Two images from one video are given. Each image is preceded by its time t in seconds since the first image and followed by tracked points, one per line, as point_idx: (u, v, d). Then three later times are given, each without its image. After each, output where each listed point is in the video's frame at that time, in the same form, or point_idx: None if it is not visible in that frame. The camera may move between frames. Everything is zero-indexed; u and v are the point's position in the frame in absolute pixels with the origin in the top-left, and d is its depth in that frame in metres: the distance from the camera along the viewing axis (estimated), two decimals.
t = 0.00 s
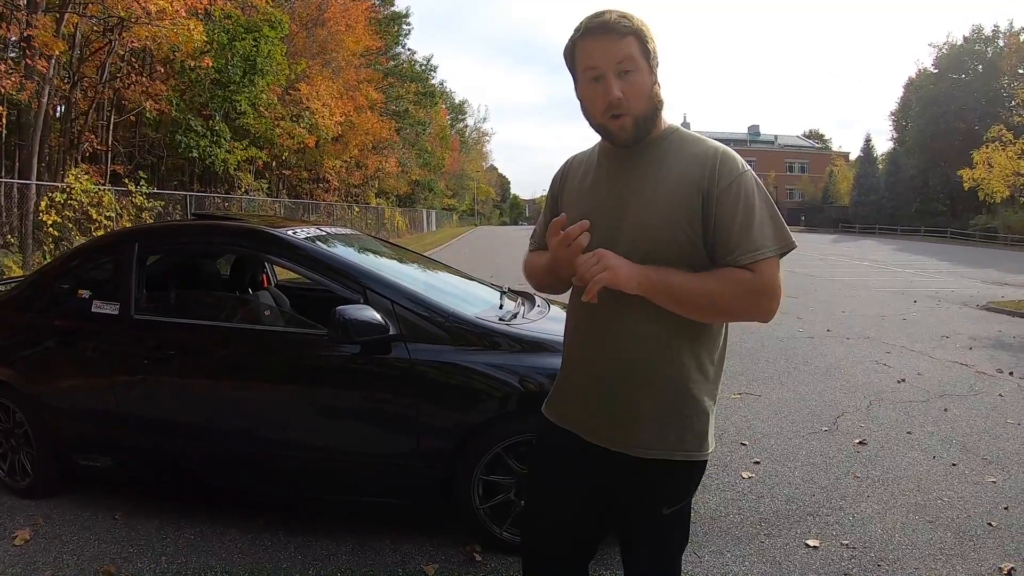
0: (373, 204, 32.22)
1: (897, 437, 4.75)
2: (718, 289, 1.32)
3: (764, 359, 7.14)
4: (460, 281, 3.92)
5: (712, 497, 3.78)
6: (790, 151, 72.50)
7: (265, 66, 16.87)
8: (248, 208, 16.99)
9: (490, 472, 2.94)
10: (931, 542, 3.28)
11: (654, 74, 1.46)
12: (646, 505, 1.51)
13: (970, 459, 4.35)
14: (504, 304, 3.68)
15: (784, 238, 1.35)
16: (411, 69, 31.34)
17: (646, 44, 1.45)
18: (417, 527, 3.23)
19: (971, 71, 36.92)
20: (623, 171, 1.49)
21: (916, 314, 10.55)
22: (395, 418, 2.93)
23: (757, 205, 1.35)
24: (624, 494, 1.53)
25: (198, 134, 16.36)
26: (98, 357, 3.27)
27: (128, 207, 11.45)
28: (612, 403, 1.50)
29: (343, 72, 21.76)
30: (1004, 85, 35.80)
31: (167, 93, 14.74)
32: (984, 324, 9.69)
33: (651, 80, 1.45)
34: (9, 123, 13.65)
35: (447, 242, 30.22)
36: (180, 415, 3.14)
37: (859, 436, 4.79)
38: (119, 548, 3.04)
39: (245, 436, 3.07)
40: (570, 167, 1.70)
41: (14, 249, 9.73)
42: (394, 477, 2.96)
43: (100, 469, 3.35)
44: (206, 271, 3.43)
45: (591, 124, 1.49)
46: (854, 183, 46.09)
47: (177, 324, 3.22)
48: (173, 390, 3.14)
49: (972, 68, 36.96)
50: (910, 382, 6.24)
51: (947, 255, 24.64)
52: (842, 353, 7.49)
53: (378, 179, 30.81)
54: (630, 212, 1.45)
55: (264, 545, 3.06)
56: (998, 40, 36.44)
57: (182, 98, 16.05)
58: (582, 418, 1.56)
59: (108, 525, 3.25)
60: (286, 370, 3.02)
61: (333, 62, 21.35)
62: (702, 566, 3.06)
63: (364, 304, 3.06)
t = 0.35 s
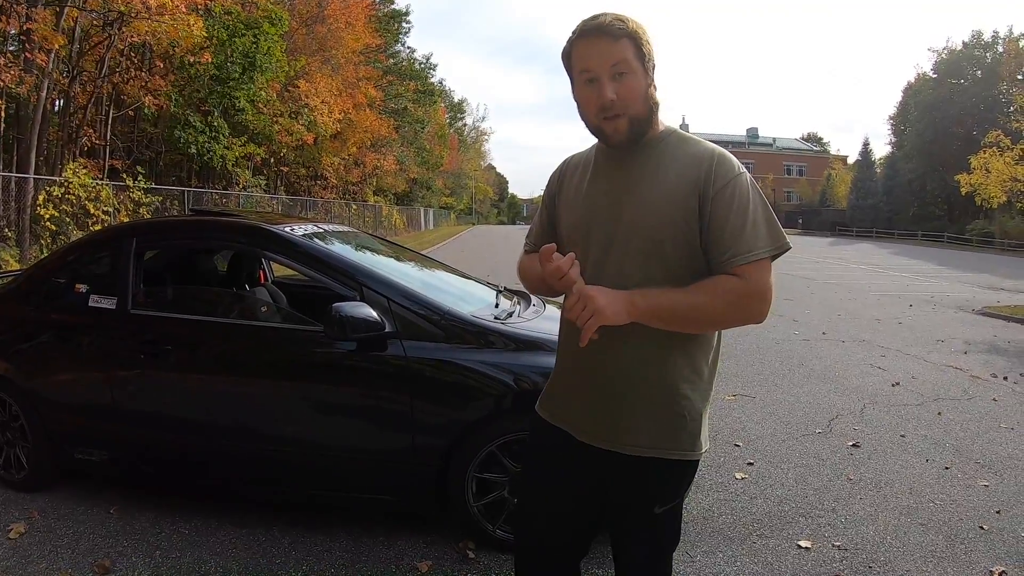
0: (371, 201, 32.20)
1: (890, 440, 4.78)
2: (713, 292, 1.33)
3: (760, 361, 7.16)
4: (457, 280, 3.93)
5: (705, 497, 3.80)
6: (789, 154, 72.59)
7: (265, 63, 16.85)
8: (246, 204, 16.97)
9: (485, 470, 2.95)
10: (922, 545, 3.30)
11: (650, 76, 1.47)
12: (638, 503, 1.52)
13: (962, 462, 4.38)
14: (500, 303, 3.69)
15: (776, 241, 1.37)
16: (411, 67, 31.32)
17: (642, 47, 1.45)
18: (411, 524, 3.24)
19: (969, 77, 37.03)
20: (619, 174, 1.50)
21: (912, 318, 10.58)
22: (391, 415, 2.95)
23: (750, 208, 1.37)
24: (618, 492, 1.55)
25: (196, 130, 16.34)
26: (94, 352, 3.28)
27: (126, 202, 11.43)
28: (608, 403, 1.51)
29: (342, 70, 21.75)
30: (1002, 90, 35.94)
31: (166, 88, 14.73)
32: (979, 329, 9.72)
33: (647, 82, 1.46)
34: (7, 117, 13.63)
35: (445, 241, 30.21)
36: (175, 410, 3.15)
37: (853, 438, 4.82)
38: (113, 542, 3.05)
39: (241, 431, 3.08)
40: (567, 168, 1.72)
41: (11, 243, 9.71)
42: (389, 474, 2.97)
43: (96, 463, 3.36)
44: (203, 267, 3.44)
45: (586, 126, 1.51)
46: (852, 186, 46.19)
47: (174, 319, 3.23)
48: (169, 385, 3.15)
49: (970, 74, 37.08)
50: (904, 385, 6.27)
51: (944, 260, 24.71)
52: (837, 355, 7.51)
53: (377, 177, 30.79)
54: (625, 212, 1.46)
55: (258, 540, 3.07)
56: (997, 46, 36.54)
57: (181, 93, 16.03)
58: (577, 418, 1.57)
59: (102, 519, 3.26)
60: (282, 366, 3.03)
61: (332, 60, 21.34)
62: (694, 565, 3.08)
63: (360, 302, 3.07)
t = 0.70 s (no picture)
0: (369, 200, 32.18)
1: (886, 443, 4.80)
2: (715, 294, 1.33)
3: (756, 363, 7.17)
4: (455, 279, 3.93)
5: (700, 498, 3.81)
6: (787, 157, 72.69)
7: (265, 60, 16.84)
8: (244, 202, 16.96)
9: (480, 469, 2.95)
10: (917, 547, 3.31)
11: (653, 80, 1.47)
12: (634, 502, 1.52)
13: (957, 466, 4.40)
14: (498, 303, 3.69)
15: (775, 244, 1.37)
16: (410, 65, 31.31)
17: (647, 52, 1.46)
18: (406, 522, 3.24)
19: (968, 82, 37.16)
20: (620, 176, 1.50)
21: (908, 321, 10.61)
22: (387, 413, 2.95)
23: (750, 211, 1.37)
24: (615, 491, 1.55)
25: (195, 127, 16.33)
26: (91, 347, 3.27)
27: (124, 198, 11.42)
28: (608, 403, 1.51)
29: (341, 68, 21.72)
30: (1000, 96, 36.04)
31: (165, 84, 14.70)
32: (975, 333, 9.74)
33: (650, 86, 1.46)
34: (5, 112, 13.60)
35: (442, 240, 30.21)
36: (172, 406, 3.14)
37: (848, 441, 4.83)
38: (109, 537, 3.05)
39: (237, 428, 3.08)
40: (569, 168, 1.72)
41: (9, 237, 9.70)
42: (385, 472, 2.97)
43: (92, 459, 3.35)
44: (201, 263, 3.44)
45: (588, 127, 1.50)
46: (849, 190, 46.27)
47: (171, 315, 3.22)
48: (166, 381, 3.14)
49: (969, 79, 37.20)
50: (900, 389, 6.28)
51: (941, 264, 24.77)
52: (833, 358, 7.53)
53: (375, 176, 30.78)
54: (626, 213, 1.46)
55: (253, 537, 3.06)
56: (996, 51, 36.63)
57: (180, 89, 16.01)
58: (576, 418, 1.57)
59: (98, 515, 3.26)
60: (279, 363, 3.03)
61: (331, 58, 21.35)
62: (689, 566, 3.09)
63: (358, 300, 3.07)
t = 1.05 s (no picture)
0: (369, 200, 32.17)
1: (884, 444, 4.80)
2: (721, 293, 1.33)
3: (755, 363, 7.17)
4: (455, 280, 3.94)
5: (698, 498, 3.81)
6: (787, 158, 72.70)
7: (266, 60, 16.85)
8: (243, 201, 16.96)
9: (478, 468, 2.96)
10: (915, 548, 3.32)
11: (639, 86, 1.45)
12: (632, 498, 1.53)
13: (956, 467, 4.41)
14: (496, 302, 3.70)
15: (772, 249, 1.38)
16: (410, 66, 31.30)
17: (635, 57, 1.44)
18: (404, 521, 3.24)
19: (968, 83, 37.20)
20: (614, 179, 1.52)
21: (907, 322, 10.62)
22: (386, 413, 2.95)
23: (747, 216, 1.38)
24: (612, 489, 1.55)
25: (196, 126, 16.36)
26: (91, 346, 3.28)
27: (123, 197, 11.43)
28: (609, 401, 1.51)
29: (341, 68, 21.72)
30: (1000, 97, 36.07)
31: (165, 84, 14.71)
32: (974, 335, 9.75)
33: (634, 94, 1.46)
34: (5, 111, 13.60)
35: (442, 241, 30.22)
36: (171, 405, 3.15)
37: (847, 442, 4.83)
38: (107, 536, 3.05)
39: (236, 426, 3.08)
40: (570, 168, 1.73)
41: (9, 236, 9.72)
42: (383, 471, 2.98)
43: (90, 457, 3.36)
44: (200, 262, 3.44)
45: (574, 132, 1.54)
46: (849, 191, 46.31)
47: (170, 314, 3.23)
48: (165, 379, 3.15)
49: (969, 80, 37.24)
50: (899, 390, 6.28)
51: (941, 266, 24.76)
52: (832, 359, 7.54)
53: (374, 176, 30.78)
54: (622, 214, 1.47)
55: (252, 536, 3.07)
56: (996, 53, 36.66)
57: (180, 89, 16.02)
58: (576, 417, 1.57)
59: (96, 514, 3.26)
60: (278, 362, 3.03)
61: (332, 57, 21.37)
62: (687, 566, 3.09)
63: (357, 299, 3.08)
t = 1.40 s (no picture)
0: (370, 202, 32.19)
1: (886, 444, 4.80)
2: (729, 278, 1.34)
3: (756, 364, 7.17)
4: (456, 281, 3.94)
5: (700, 499, 3.82)
6: (788, 158, 72.66)
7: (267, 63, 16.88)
8: (244, 203, 16.98)
9: (480, 469, 2.96)
10: (917, 548, 3.32)
11: (643, 93, 1.46)
12: (632, 496, 1.53)
13: (958, 466, 4.40)
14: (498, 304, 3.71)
15: (773, 249, 1.38)
16: (411, 67, 31.33)
17: (633, 64, 1.43)
18: (406, 523, 3.24)
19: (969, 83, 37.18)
20: (618, 183, 1.52)
21: (909, 322, 10.61)
22: (387, 414, 2.96)
23: (749, 216, 1.39)
24: (611, 487, 1.56)
25: (197, 129, 16.39)
26: (92, 348, 3.29)
27: (124, 201, 11.43)
28: (612, 396, 1.51)
29: (342, 70, 21.74)
30: (1001, 96, 36.03)
31: (166, 86, 14.72)
32: (977, 334, 9.73)
33: (639, 100, 1.46)
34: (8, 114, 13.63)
35: (443, 242, 30.22)
36: (172, 407, 3.16)
37: (849, 442, 4.83)
38: (110, 538, 3.06)
39: (238, 428, 3.09)
40: (571, 169, 1.73)
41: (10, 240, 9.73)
42: (385, 472, 2.98)
43: (93, 460, 3.37)
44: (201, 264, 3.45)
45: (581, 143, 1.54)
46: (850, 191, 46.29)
47: (172, 316, 3.24)
48: (166, 381, 3.16)
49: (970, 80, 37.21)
50: (901, 390, 6.27)
51: (943, 265, 24.73)
52: (834, 359, 7.53)
53: (376, 177, 30.81)
54: (626, 215, 1.48)
55: (254, 538, 3.08)
56: (997, 52, 36.64)
57: (181, 92, 16.05)
58: (578, 414, 1.57)
59: (98, 516, 3.27)
60: (279, 364, 3.04)
61: (332, 59, 21.40)
62: (689, 566, 3.09)
63: (358, 301, 3.09)
